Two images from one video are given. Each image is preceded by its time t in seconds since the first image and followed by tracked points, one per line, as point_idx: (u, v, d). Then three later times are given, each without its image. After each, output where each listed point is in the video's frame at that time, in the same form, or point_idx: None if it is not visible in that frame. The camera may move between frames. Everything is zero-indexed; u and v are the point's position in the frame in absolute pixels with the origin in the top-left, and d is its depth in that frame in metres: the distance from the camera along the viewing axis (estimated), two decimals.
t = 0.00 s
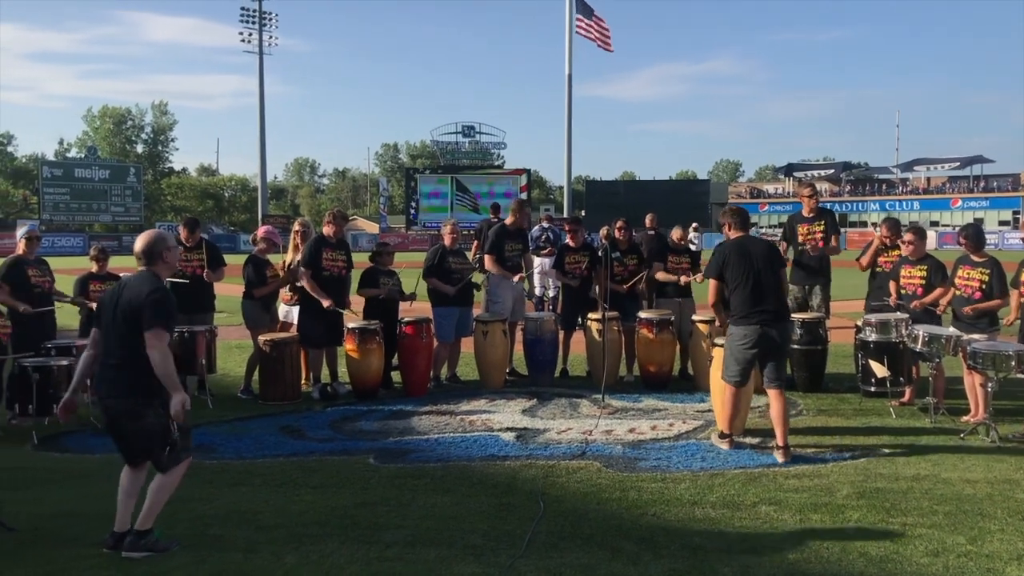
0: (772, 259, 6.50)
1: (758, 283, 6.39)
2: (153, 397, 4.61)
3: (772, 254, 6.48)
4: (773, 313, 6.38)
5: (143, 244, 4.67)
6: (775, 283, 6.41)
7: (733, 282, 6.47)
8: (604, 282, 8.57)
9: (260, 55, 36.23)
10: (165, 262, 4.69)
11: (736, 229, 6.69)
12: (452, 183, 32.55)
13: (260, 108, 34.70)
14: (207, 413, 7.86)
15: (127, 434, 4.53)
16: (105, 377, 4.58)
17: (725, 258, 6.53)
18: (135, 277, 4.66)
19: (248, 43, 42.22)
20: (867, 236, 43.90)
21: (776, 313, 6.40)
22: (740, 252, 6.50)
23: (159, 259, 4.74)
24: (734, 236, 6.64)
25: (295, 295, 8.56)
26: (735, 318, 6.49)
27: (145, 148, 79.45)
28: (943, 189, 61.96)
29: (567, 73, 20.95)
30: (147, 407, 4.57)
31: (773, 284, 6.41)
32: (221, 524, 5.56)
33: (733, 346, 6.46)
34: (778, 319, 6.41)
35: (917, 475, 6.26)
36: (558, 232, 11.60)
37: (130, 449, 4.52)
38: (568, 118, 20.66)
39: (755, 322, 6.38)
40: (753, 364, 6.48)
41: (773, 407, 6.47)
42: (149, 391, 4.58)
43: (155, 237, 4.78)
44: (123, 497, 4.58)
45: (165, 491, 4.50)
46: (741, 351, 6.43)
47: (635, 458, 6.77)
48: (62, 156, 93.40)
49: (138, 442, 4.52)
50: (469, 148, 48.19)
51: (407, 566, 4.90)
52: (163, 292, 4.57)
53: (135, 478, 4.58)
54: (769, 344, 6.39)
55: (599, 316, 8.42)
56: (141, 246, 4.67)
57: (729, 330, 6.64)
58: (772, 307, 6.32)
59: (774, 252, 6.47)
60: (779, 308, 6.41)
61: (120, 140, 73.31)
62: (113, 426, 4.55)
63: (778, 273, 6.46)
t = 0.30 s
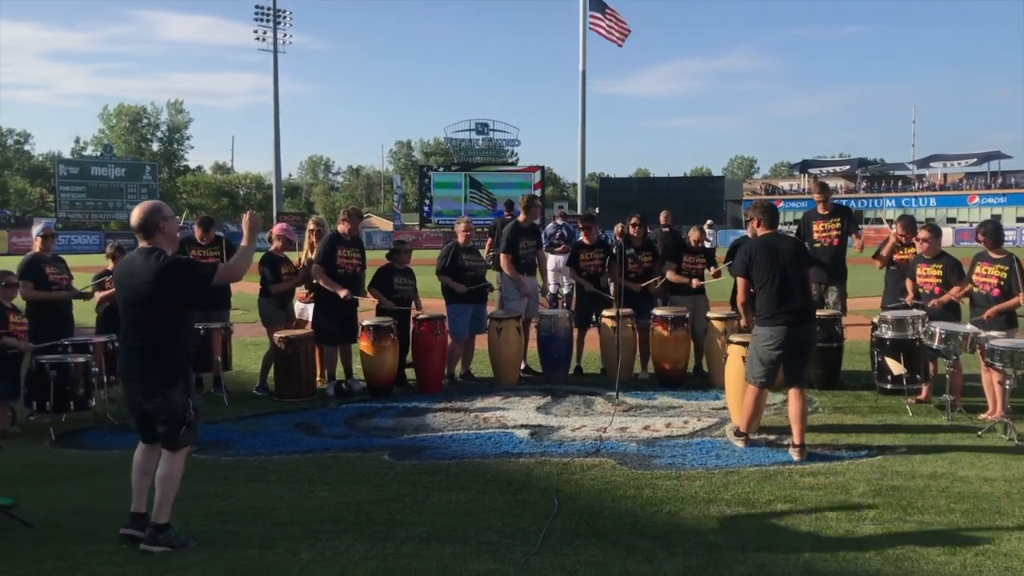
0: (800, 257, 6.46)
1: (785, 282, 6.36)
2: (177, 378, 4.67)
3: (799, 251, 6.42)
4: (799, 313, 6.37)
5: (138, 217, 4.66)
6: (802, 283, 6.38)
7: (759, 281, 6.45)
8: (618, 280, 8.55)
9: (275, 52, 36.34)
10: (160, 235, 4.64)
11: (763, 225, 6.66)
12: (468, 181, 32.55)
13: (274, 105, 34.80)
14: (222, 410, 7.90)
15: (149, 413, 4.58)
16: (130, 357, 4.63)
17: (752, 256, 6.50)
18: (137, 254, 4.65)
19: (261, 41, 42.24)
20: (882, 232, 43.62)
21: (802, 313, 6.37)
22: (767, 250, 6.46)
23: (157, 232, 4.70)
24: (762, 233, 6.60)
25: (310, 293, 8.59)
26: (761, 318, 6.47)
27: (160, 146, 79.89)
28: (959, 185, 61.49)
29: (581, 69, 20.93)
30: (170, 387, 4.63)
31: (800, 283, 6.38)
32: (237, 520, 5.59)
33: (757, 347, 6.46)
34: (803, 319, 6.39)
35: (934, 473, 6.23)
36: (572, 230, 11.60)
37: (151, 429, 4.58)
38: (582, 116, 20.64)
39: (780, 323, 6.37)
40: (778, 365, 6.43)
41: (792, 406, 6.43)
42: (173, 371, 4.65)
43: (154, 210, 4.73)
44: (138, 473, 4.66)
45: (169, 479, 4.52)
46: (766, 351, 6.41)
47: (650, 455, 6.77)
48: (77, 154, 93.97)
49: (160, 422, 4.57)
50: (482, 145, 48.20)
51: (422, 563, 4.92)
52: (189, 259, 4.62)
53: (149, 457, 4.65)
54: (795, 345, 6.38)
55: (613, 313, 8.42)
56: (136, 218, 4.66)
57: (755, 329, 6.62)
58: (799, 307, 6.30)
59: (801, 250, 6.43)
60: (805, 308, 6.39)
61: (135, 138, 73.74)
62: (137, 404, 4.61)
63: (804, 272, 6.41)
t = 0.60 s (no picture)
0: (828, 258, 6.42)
1: (812, 283, 6.32)
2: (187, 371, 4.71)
3: (827, 252, 6.39)
4: (825, 315, 6.34)
5: (151, 213, 4.70)
6: (829, 284, 6.35)
7: (786, 279, 6.40)
8: (630, 277, 8.53)
9: (288, 50, 36.39)
10: (174, 228, 4.68)
11: (790, 223, 6.55)
12: (481, 177, 32.54)
13: (288, 103, 34.92)
14: (236, 407, 7.94)
15: (158, 404, 4.59)
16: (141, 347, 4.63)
17: (780, 254, 6.46)
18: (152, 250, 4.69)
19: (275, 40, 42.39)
20: (897, 228, 43.38)
21: (828, 315, 6.35)
22: (796, 249, 6.41)
23: (172, 226, 4.74)
24: (789, 232, 6.52)
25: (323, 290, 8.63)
26: (785, 318, 6.44)
27: (173, 145, 80.26)
28: (974, 181, 61.07)
29: (593, 66, 20.93)
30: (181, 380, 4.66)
31: (827, 285, 6.35)
32: (251, 517, 5.62)
33: (780, 347, 6.44)
34: (827, 320, 6.36)
35: (949, 471, 6.20)
36: (585, 227, 11.62)
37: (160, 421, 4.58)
38: (595, 113, 20.64)
39: (805, 324, 6.33)
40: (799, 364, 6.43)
41: (808, 403, 6.49)
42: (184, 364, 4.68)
43: (166, 204, 4.77)
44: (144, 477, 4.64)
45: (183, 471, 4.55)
46: (789, 352, 6.39)
47: (663, 452, 6.76)
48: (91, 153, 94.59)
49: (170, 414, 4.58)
50: (495, 142, 48.19)
51: (434, 560, 4.93)
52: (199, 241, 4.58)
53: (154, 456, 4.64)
54: (818, 346, 6.36)
55: (626, 310, 8.41)
56: (150, 214, 4.69)
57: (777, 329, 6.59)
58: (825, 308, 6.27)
59: (829, 252, 6.39)
60: (829, 310, 6.36)
61: (148, 137, 74.15)
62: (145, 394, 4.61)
63: (830, 273, 6.38)
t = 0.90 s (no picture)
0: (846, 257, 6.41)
1: (829, 282, 6.31)
2: (185, 388, 4.69)
3: (846, 252, 6.36)
4: (841, 314, 6.33)
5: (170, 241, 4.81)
6: (845, 283, 6.34)
7: (806, 278, 6.38)
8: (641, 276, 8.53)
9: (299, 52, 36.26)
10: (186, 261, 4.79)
11: (809, 221, 6.51)
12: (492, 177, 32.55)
13: (299, 102, 34.99)
14: (248, 406, 7.96)
15: (160, 426, 4.58)
16: (135, 372, 4.60)
17: (799, 253, 6.43)
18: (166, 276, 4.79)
19: (285, 40, 42.40)
20: (909, 227, 43.16)
21: (844, 314, 6.34)
22: (815, 248, 6.38)
23: (185, 258, 4.86)
24: (809, 229, 6.49)
25: (335, 289, 8.66)
26: (802, 316, 6.43)
27: (184, 145, 80.57)
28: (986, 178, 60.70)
29: (604, 64, 20.92)
30: (180, 398, 4.65)
31: (844, 285, 6.34)
32: (263, 516, 5.63)
33: (796, 345, 6.43)
34: (844, 321, 6.36)
35: (963, 470, 6.16)
36: (595, 225, 11.63)
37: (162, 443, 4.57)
38: (605, 111, 20.63)
39: (822, 324, 6.33)
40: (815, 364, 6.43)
41: (820, 403, 6.46)
42: (181, 382, 4.66)
43: (185, 237, 4.90)
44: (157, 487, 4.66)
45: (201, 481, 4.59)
46: (805, 351, 6.38)
47: (674, 451, 6.74)
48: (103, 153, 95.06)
49: (173, 433, 4.59)
50: (505, 140, 48.18)
51: (446, 558, 4.93)
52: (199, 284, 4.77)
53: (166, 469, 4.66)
54: (834, 346, 6.35)
55: (637, 309, 8.39)
56: (167, 244, 4.81)
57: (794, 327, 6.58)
58: (841, 308, 6.26)
59: (847, 252, 6.37)
60: (846, 310, 6.35)
61: (160, 137, 74.47)
62: (146, 418, 4.59)
63: (849, 274, 6.36)
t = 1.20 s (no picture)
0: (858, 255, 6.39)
1: (841, 280, 6.29)
2: (193, 387, 4.70)
3: (857, 250, 6.34)
4: (853, 312, 6.31)
5: (190, 250, 4.85)
6: (857, 281, 6.31)
7: (816, 276, 6.36)
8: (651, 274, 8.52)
9: (308, 50, 36.31)
10: (203, 272, 4.83)
11: (822, 218, 6.48)
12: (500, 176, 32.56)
13: (309, 102, 35.05)
14: (258, 404, 7.99)
15: (169, 424, 4.60)
16: (143, 372, 4.61)
17: (809, 250, 6.41)
18: (183, 282, 4.80)
19: (296, 39, 42.52)
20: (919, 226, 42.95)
21: (857, 312, 6.32)
22: (826, 246, 6.37)
23: (203, 268, 4.90)
24: (822, 225, 6.46)
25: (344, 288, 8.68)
26: (813, 314, 6.41)
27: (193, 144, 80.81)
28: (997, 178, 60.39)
29: (613, 64, 20.91)
30: (189, 396, 4.66)
31: (855, 283, 6.32)
32: (273, 514, 5.65)
33: (807, 343, 6.41)
34: (855, 319, 6.33)
35: (974, 470, 6.14)
36: (605, 224, 11.62)
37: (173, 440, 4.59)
38: (615, 110, 20.63)
39: (833, 322, 6.30)
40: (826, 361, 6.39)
41: (830, 403, 6.44)
42: (190, 380, 4.67)
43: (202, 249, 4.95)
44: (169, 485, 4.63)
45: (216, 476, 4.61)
46: (817, 348, 6.36)
47: (684, 451, 6.73)
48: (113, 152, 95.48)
49: (183, 431, 4.60)
50: (514, 139, 48.14)
51: (455, 557, 4.94)
52: (206, 287, 4.80)
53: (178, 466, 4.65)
54: (845, 344, 6.33)
55: (647, 308, 8.39)
56: (187, 252, 4.84)
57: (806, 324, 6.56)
58: (854, 306, 6.24)
59: (860, 250, 6.35)
60: (857, 308, 6.32)
61: (170, 136, 74.72)
62: (155, 416, 4.61)
63: (860, 272, 6.34)
